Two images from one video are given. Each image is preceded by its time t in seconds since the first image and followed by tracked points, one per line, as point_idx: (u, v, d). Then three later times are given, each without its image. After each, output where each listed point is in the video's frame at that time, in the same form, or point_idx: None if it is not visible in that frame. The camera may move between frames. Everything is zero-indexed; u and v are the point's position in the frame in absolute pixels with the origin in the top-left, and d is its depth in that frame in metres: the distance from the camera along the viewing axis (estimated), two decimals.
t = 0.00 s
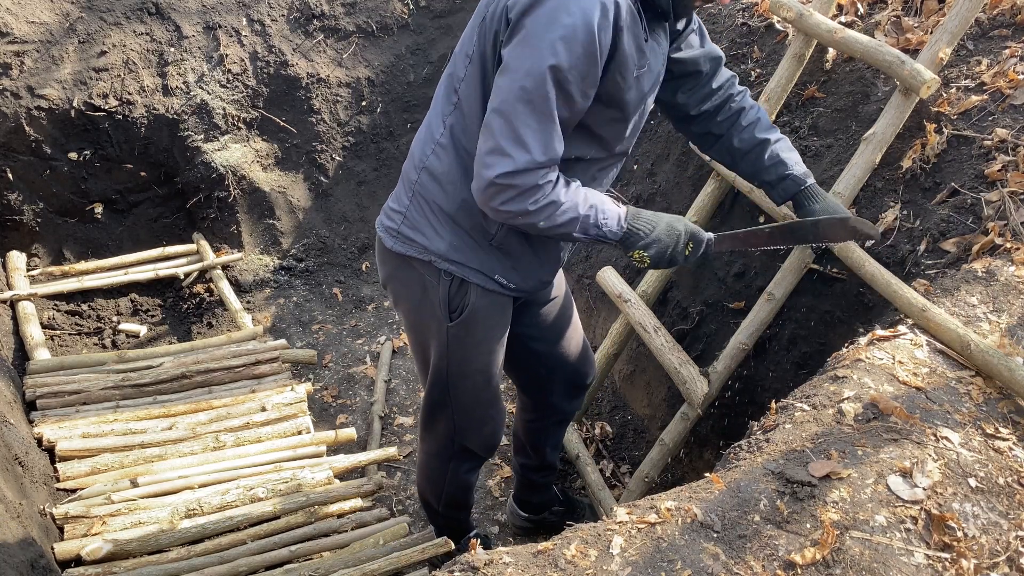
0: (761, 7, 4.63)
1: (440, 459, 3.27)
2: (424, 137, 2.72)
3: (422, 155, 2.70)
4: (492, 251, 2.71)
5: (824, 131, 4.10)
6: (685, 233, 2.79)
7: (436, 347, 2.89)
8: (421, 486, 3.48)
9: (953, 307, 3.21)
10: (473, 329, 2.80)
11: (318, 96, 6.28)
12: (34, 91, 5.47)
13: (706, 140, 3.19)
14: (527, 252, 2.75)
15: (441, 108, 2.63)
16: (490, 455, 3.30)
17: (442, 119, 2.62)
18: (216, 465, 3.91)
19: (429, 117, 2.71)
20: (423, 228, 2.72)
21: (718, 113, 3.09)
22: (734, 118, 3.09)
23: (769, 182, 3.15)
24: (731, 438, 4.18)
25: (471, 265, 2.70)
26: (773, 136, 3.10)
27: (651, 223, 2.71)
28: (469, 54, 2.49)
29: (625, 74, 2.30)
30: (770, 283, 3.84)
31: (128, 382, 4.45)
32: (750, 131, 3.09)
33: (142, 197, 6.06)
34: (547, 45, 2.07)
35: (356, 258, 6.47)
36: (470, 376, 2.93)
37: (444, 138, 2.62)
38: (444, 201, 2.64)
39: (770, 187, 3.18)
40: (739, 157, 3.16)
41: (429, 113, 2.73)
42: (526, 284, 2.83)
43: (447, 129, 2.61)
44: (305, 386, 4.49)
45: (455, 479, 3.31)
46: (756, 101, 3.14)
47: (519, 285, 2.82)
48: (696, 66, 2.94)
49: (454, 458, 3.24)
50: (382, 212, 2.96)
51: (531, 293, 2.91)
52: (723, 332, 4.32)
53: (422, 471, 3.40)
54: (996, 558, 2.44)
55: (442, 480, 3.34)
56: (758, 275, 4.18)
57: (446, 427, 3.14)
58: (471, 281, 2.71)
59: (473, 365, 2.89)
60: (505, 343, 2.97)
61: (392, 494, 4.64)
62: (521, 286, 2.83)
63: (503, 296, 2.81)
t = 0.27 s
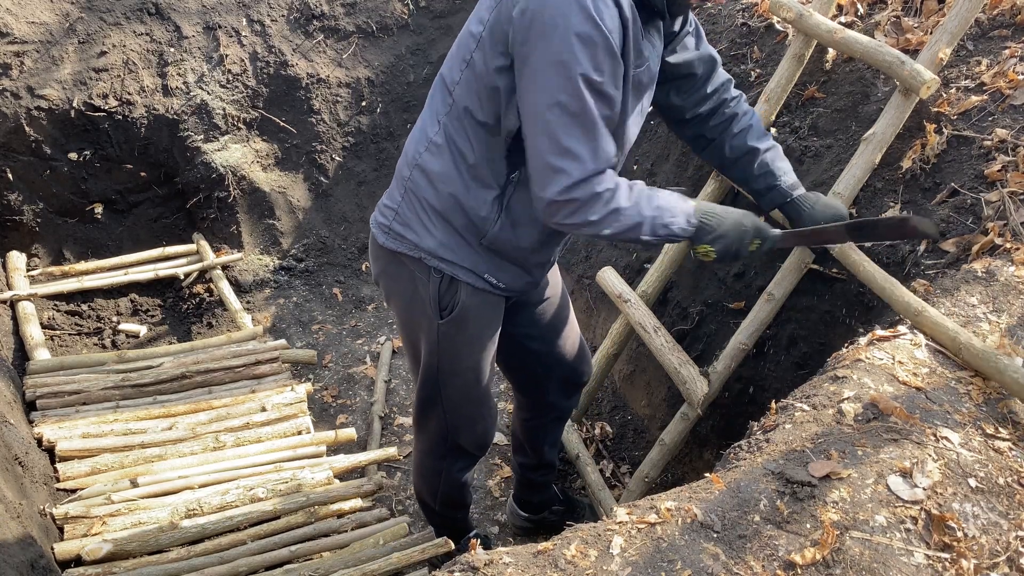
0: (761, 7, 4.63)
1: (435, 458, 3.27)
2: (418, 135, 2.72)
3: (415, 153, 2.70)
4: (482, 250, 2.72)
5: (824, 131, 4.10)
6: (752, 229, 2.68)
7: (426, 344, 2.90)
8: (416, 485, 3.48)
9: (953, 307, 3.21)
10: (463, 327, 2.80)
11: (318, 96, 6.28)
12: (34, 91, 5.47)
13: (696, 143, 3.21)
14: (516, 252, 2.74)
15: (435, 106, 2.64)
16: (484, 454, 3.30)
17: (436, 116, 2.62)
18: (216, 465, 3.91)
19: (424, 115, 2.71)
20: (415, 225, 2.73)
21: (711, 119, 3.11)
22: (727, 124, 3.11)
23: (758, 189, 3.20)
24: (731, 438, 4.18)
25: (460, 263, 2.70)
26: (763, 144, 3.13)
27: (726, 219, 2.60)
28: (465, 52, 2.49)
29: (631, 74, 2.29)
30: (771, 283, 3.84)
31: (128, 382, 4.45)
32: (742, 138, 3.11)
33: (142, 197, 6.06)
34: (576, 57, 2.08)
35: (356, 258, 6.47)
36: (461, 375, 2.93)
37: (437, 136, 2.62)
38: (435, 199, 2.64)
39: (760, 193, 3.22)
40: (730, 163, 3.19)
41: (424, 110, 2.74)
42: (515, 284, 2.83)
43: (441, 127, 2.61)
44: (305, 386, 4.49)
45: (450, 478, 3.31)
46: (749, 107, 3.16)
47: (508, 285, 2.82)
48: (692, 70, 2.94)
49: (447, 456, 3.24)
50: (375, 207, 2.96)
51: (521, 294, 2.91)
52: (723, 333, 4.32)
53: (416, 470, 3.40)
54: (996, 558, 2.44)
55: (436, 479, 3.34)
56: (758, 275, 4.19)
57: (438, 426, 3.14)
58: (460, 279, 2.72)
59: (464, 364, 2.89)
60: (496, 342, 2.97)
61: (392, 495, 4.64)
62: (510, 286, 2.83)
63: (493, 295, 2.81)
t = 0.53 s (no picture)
0: (761, 7, 4.63)
1: (437, 458, 3.27)
2: (417, 137, 2.72)
3: (414, 155, 2.70)
4: (482, 251, 2.69)
5: (824, 131, 4.10)
6: (778, 223, 2.79)
7: (428, 346, 2.90)
8: (418, 486, 3.48)
9: (953, 307, 3.21)
10: (465, 329, 2.79)
11: (318, 96, 6.28)
12: (34, 91, 5.47)
13: (682, 157, 3.21)
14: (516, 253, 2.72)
15: (434, 109, 2.64)
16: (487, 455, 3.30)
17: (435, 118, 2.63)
18: (216, 465, 3.91)
19: (422, 118, 2.72)
20: (414, 227, 2.71)
21: (698, 135, 3.11)
22: (715, 140, 3.11)
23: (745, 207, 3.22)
24: (731, 438, 4.18)
25: (460, 264, 2.68)
26: (749, 162, 3.14)
27: (748, 213, 2.70)
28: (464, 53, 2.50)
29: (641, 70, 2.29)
30: (771, 283, 3.84)
31: (128, 382, 4.45)
32: (728, 155, 3.12)
33: (142, 197, 6.06)
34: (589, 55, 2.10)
35: (356, 258, 6.47)
36: (463, 376, 2.93)
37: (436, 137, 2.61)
38: (433, 200, 2.63)
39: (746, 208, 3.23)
40: (716, 179, 3.20)
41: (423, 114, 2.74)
42: (516, 285, 2.80)
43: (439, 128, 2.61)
44: (305, 386, 4.49)
45: (452, 479, 3.31)
46: (737, 123, 3.14)
47: (508, 286, 2.79)
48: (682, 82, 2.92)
49: (450, 457, 3.24)
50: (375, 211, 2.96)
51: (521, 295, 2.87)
52: (723, 333, 4.32)
53: (418, 471, 3.40)
54: (996, 558, 2.44)
55: (439, 480, 3.34)
56: (758, 275, 4.18)
57: (441, 427, 3.14)
58: (460, 280, 2.70)
59: (466, 365, 2.89)
60: (498, 343, 2.97)
61: (392, 495, 4.64)
62: (509, 287, 2.80)
63: (493, 296, 2.80)
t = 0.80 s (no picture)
0: (761, 8, 4.63)
1: (440, 460, 3.27)
2: (419, 141, 2.69)
3: (417, 160, 2.68)
4: (491, 254, 2.71)
5: (824, 131, 4.10)
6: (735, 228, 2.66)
7: (435, 351, 2.89)
8: (421, 488, 3.48)
9: (953, 307, 3.21)
10: (473, 332, 2.79)
11: (318, 96, 6.27)
12: (34, 91, 5.47)
13: (676, 164, 3.20)
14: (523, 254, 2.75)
15: (435, 112, 2.61)
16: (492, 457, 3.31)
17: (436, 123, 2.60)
18: (216, 465, 3.91)
19: (423, 121, 2.69)
20: (420, 233, 2.70)
21: (694, 140, 3.11)
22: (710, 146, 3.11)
23: (740, 213, 3.23)
24: (731, 438, 4.18)
25: (470, 269, 2.69)
26: (744, 168, 3.15)
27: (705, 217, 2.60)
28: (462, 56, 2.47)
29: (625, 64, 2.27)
30: (771, 283, 3.83)
31: (128, 382, 4.45)
32: (724, 160, 3.13)
33: (142, 197, 6.06)
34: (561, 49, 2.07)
35: (356, 258, 6.47)
36: (471, 380, 2.93)
37: (439, 141, 2.60)
38: (440, 206, 2.63)
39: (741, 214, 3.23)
40: (711, 185, 3.20)
41: (423, 116, 2.72)
42: (523, 286, 2.83)
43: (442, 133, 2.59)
44: (305, 386, 4.49)
45: (455, 481, 3.31)
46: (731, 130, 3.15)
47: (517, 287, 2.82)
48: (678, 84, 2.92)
49: (454, 460, 3.24)
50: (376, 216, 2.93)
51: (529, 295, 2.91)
52: (723, 333, 4.32)
53: (422, 473, 3.40)
54: (996, 558, 2.44)
55: (442, 482, 3.34)
56: (758, 275, 4.18)
57: (447, 430, 3.14)
58: (470, 286, 2.71)
59: (474, 369, 2.89)
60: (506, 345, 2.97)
61: (392, 495, 4.64)
62: (518, 288, 2.83)
63: (503, 298, 2.82)
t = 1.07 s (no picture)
0: (761, 8, 4.63)
1: (442, 458, 3.27)
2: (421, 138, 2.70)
3: (419, 158, 2.69)
4: (490, 252, 2.72)
5: (824, 131, 4.10)
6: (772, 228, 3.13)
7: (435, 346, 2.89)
8: (422, 485, 3.49)
9: (953, 307, 3.21)
10: (473, 328, 2.80)
11: (318, 96, 6.28)
12: (34, 91, 5.46)
13: (686, 130, 3.21)
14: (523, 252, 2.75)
15: (437, 110, 2.63)
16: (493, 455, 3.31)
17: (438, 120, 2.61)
18: (216, 465, 3.91)
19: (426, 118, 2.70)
20: (420, 229, 2.71)
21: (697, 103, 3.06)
22: (715, 108, 3.07)
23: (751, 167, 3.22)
24: (731, 438, 4.18)
25: (467, 265, 2.70)
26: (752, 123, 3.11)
27: (744, 217, 3.02)
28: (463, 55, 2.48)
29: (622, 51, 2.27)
30: (771, 283, 3.81)
31: (128, 382, 4.45)
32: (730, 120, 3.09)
33: (142, 197, 6.06)
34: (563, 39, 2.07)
35: (356, 258, 6.47)
36: (471, 376, 2.93)
37: (440, 139, 2.61)
38: (439, 203, 2.63)
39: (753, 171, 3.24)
40: (720, 142, 3.17)
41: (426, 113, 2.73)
42: (522, 284, 2.84)
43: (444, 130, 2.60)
44: (305, 386, 4.49)
45: (456, 479, 3.32)
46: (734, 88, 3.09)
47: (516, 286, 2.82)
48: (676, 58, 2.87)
49: (455, 457, 3.24)
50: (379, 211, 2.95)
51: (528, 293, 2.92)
52: (723, 333, 4.33)
53: (423, 470, 3.40)
54: (996, 558, 2.43)
55: (443, 480, 3.34)
56: (758, 275, 4.19)
57: (448, 427, 3.15)
58: (469, 282, 2.72)
59: (474, 364, 2.90)
60: (506, 342, 2.97)
61: (392, 495, 4.64)
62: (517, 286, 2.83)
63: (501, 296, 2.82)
